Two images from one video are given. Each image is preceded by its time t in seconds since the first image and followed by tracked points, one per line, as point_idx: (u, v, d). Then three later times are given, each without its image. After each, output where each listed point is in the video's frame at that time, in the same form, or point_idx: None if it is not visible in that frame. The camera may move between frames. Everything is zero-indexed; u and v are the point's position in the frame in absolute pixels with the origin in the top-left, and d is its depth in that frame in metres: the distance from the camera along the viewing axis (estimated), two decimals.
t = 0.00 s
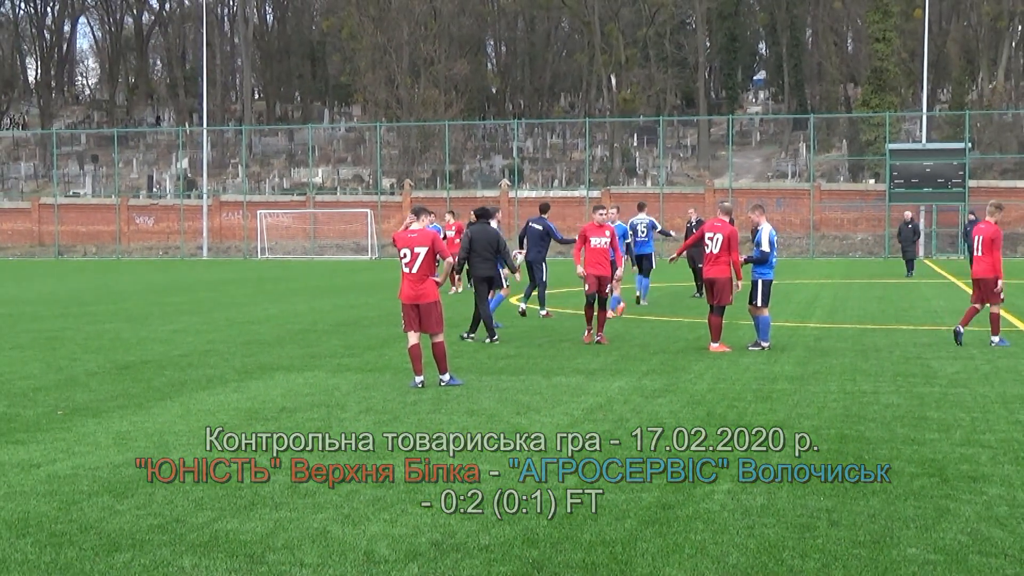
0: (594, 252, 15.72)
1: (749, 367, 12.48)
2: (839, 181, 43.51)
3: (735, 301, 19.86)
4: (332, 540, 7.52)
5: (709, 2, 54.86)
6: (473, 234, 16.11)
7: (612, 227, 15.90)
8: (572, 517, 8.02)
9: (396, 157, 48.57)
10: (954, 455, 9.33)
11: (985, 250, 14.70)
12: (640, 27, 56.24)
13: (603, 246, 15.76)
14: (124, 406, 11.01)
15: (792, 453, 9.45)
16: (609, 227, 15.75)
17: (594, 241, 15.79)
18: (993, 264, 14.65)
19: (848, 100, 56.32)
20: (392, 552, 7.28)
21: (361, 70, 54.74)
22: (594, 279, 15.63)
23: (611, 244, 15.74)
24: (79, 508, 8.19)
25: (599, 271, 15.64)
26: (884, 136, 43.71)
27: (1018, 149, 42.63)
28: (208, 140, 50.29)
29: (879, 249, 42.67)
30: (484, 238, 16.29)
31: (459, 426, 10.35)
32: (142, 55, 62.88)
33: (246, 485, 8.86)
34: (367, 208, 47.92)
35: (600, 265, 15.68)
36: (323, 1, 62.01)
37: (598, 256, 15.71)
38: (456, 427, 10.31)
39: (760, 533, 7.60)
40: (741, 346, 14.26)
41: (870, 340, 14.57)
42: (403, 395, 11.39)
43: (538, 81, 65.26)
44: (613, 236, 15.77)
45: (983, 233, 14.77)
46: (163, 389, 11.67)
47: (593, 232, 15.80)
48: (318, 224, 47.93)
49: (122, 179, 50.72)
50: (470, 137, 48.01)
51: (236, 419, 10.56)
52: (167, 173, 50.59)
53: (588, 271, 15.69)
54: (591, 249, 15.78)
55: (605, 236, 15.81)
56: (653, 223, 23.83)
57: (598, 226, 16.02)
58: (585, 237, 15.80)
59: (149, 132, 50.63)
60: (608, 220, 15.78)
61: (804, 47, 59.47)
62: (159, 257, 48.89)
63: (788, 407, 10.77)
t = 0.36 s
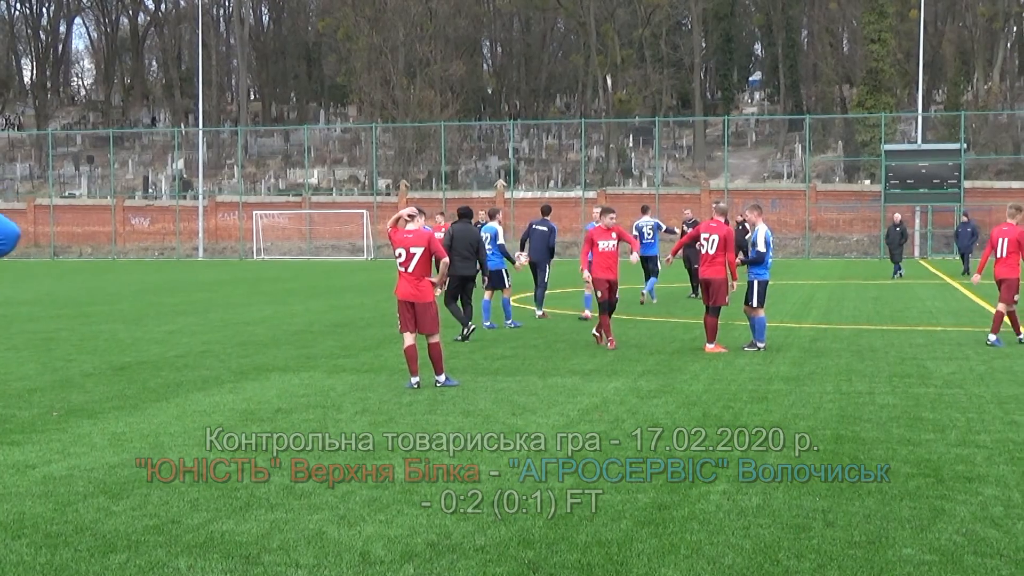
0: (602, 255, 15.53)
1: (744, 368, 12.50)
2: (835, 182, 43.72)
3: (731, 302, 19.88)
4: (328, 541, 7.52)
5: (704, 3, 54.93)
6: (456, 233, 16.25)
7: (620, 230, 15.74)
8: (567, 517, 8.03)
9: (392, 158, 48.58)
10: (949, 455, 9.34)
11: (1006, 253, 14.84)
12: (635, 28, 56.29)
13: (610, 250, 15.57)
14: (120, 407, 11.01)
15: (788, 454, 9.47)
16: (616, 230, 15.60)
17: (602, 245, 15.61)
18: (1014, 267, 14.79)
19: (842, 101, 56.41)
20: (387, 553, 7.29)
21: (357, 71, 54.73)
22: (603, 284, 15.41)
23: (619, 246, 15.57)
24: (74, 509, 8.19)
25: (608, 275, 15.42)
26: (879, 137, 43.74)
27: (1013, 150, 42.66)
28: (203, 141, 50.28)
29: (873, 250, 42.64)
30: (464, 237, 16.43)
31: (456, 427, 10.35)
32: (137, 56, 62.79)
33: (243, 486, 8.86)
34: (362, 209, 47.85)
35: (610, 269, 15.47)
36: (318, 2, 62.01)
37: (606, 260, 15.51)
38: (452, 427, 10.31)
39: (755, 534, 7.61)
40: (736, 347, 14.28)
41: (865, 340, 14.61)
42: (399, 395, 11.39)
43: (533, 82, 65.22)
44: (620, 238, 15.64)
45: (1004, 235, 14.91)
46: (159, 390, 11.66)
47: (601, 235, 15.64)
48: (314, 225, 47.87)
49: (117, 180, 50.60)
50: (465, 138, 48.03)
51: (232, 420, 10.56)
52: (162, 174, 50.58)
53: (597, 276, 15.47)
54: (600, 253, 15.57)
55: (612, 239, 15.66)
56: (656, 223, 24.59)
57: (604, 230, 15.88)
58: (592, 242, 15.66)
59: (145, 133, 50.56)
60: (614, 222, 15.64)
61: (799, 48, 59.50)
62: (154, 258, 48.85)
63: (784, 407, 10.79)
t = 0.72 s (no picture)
0: (605, 257, 15.51)
1: (741, 368, 12.51)
2: (830, 183, 43.56)
3: (728, 303, 19.89)
4: (324, 542, 7.52)
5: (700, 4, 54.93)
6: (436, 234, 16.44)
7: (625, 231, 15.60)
8: (563, 518, 8.03)
9: (388, 159, 48.56)
10: (946, 456, 9.35)
11: None
12: (632, 29, 56.24)
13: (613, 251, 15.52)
14: (116, 408, 10.99)
15: (783, 455, 9.47)
16: (620, 233, 15.48)
17: (605, 245, 15.56)
18: None
19: (839, 102, 56.41)
20: (384, 554, 7.28)
21: (353, 72, 54.81)
22: (604, 286, 15.48)
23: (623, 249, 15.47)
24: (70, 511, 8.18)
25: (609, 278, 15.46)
26: (875, 138, 43.72)
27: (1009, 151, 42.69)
28: (200, 142, 50.22)
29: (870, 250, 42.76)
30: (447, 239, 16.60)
31: (451, 427, 10.35)
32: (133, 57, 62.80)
33: (239, 487, 8.84)
34: (358, 210, 47.78)
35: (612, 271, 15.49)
36: (315, 3, 61.93)
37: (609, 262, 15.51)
38: (448, 428, 10.31)
39: (751, 535, 7.61)
40: (732, 348, 14.25)
41: (861, 341, 14.63)
42: (395, 396, 11.38)
43: (530, 83, 65.15)
44: (625, 241, 15.49)
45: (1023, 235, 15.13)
46: (155, 391, 11.65)
47: (605, 236, 15.57)
48: (310, 225, 47.82)
49: (113, 181, 50.73)
50: (462, 139, 48.02)
51: (228, 421, 10.55)
52: (158, 175, 50.66)
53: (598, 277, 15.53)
54: (602, 254, 15.55)
55: (616, 240, 15.55)
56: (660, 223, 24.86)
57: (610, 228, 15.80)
58: (595, 242, 15.62)
59: (141, 134, 50.52)
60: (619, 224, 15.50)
61: (796, 49, 59.45)
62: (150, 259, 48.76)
63: (780, 408, 10.79)
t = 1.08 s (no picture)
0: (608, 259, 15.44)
1: (737, 369, 12.52)
2: (825, 184, 43.66)
3: (723, 305, 19.89)
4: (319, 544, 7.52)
5: (695, 6, 55.00)
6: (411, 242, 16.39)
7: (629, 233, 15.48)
8: (558, 520, 8.02)
9: (383, 160, 48.56)
10: (941, 457, 9.36)
11: None
12: (627, 29, 56.26)
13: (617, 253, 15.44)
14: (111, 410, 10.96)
15: (777, 456, 9.48)
16: (624, 234, 15.34)
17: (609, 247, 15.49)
18: None
19: (834, 103, 56.53)
20: (380, 554, 7.28)
21: (349, 73, 54.85)
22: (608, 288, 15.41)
23: (626, 251, 15.35)
24: (65, 513, 8.16)
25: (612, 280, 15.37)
26: (870, 139, 43.67)
27: (1003, 152, 42.74)
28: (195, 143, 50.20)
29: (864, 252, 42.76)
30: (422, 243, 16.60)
31: (447, 428, 10.36)
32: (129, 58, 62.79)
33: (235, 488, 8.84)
34: (354, 211, 47.80)
35: (615, 273, 15.41)
36: (310, 4, 61.95)
37: (612, 263, 15.44)
38: (443, 430, 10.30)
39: (747, 536, 7.61)
40: (728, 348, 14.24)
41: (857, 342, 14.64)
42: (390, 397, 11.38)
43: (525, 84, 65.19)
44: (629, 243, 15.35)
45: None
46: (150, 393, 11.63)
47: (608, 238, 15.49)
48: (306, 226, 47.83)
49: (108, 182, 50.72)
50: (457, 140, 47.99)
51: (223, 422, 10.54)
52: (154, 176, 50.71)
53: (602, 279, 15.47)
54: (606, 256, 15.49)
55: (620, 242, 15.45)
56: (660, 224, 24.86)
57: (616, 230, 15.73)
58: (599, 244, 15.57)
59: (136, 135, 50.59)
60: (622, 225, 15.42)
61: (791, 50, 59.55)
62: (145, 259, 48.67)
63: (775, 410, 10.78)
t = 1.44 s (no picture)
0: (600, 263, 15.42)
1: (732, 371, 12.50)
2: (821, 186, 43.54)
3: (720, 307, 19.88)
4: (315, 545, 7.50)
5: (690, 8, 55.00)
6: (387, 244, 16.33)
7: (617, 236, 15.55)
8: (554, 522, 8.01)
9: (379, 161, 48.58)
10: (935, 459, 9.36)
11: None
12: (622, 31, 56.19)
13: (608, 257, 15.43)
14: (107, 411, 10.96)
15: (773, 458, 9.47)
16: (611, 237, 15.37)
17: (599, 252, 15.47)
18: None
19: (830, 104, 56.55)
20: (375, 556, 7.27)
21: (345, 74, 54.78)
22: (601, 292, 15.32)
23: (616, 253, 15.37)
24: (60, 514, 8.16)
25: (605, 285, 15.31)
26: (866, 141, 43.73)
27: (999, 154, 42.75)
28: (190, 144, 50.14)
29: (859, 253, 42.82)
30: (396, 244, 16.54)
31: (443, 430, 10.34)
32: (124, 59, 62.69)
33: (229, 490, 8.83)
34: (349, 212, 47.75)
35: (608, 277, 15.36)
36: (305, 5, 61.90)
37: (604, 267, 15.41)
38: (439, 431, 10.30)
39: (743, 537, 7.61)
40: (723, 350, 14.23)
41: (852, 343, 14.63)
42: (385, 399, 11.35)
43: (520, 85, 65.22)
44: (618, 245, 15.37)
45: None
46: (146, 394, 11.62)
47: (597, 242, 15.48)
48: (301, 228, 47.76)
49: (103, 184, 50.66)
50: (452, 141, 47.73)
51: (219, 424, 10.53)
52: (149, 178, 50.66)
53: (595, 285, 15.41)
54: (597, 260, 15.47)
55: (609, 245, 15.46)
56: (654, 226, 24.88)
57: (601, 234, 15.77)
58: (589, 249, 15.56)
59: (131, 137, 50.60)
60: (610, 227, 15.46)
61: (786, 52, 59.57)
62: (141, 260, 48.65)
63: (771, 411, 10.78)
